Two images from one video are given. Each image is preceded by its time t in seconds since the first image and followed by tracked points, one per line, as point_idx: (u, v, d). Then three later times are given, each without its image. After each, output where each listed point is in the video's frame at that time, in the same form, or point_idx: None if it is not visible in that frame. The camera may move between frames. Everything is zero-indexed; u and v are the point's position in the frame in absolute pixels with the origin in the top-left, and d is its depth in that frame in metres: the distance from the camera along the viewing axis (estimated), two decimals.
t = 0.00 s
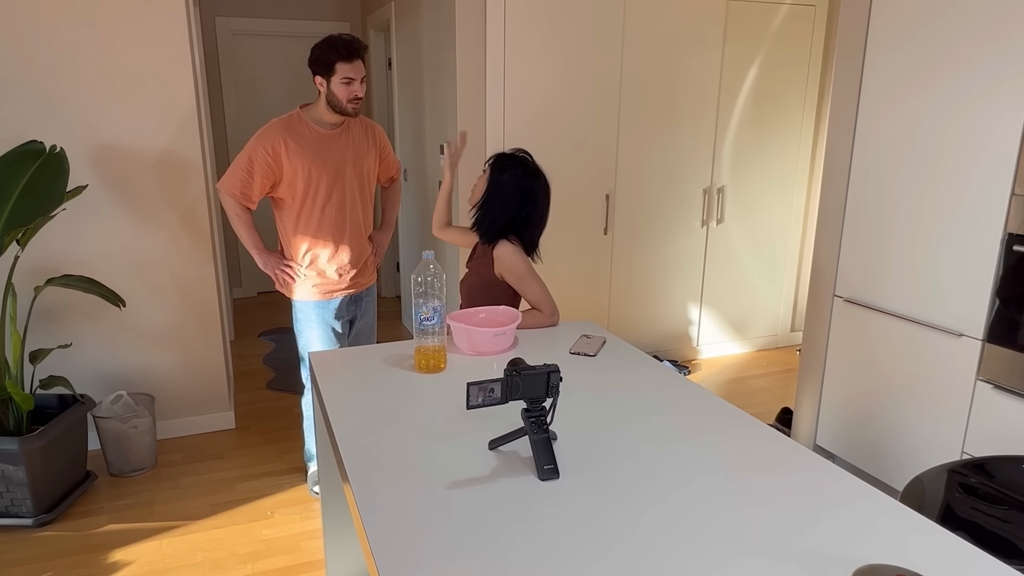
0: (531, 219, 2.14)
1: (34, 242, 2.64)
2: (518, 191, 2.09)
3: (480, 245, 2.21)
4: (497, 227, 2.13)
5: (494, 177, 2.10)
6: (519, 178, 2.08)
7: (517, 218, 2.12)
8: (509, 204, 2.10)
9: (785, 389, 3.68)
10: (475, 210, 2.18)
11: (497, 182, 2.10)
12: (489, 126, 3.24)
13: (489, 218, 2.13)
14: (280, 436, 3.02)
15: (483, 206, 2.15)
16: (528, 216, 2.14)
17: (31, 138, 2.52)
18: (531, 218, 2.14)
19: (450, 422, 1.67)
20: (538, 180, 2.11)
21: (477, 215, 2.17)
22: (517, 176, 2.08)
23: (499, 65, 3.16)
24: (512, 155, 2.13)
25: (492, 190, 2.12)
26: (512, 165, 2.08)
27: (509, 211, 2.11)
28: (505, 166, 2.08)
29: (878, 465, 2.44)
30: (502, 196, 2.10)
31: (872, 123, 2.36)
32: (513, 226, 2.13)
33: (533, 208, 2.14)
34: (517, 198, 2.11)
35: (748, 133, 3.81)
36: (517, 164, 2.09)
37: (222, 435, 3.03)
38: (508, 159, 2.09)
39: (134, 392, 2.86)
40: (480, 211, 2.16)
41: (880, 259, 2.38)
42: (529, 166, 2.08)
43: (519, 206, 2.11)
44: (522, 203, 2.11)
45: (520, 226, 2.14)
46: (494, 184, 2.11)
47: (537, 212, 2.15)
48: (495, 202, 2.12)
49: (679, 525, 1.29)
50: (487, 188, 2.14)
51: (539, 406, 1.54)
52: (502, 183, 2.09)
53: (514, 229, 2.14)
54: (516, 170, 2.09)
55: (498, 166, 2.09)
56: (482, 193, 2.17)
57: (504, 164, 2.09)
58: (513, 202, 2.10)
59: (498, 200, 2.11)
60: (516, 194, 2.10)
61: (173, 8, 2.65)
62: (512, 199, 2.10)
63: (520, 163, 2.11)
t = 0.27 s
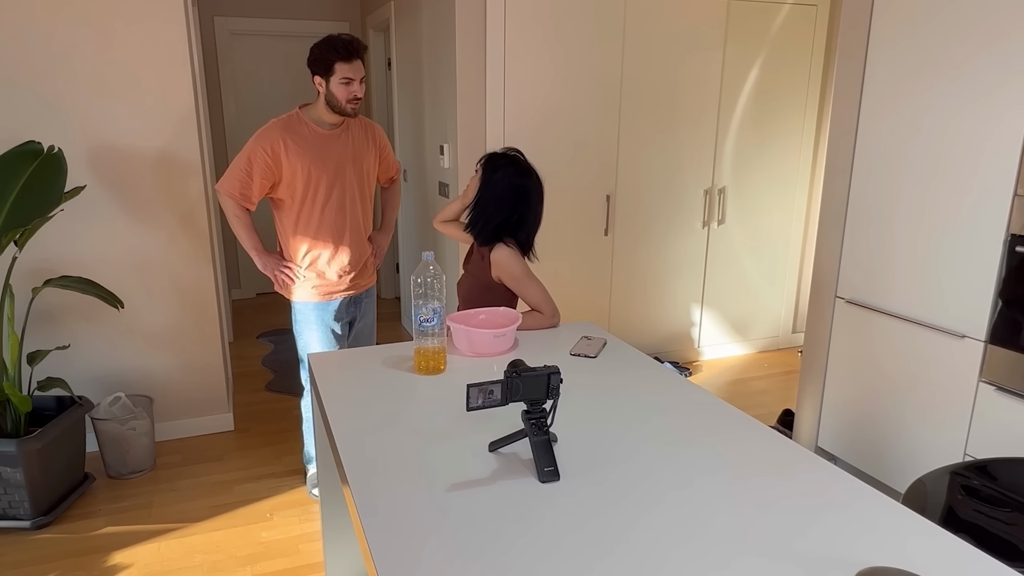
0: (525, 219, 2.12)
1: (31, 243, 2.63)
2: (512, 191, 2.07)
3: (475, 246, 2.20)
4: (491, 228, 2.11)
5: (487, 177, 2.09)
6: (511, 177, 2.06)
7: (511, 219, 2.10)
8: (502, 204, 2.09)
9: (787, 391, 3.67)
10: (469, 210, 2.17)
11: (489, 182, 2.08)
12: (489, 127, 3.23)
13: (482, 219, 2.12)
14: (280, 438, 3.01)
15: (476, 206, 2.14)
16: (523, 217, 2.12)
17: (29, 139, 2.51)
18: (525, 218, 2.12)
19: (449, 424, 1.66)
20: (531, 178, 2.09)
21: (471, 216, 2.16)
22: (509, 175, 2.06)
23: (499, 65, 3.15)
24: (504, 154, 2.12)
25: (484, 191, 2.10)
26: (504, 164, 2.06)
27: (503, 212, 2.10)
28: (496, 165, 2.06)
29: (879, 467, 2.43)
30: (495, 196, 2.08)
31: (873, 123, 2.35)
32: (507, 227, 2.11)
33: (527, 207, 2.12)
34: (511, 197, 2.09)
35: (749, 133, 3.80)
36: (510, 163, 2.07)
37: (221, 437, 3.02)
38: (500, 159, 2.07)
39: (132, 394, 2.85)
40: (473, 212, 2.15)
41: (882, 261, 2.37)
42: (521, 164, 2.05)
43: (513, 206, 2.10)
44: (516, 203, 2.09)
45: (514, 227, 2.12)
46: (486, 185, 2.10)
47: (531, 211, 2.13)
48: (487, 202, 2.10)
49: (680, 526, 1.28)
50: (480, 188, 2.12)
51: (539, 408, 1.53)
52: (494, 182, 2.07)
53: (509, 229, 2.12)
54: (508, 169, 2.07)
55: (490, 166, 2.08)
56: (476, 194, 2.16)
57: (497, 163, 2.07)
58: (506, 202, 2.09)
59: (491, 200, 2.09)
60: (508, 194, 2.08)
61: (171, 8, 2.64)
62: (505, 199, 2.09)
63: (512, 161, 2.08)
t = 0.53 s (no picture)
0: (522, 221, 2.12)
1: (30, 245, 2.62)
2: (509, 193, 2.06)
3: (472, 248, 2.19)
4: (488, 231, 2.10)
5: (483, 177, 2.07)
6: (508, 179, 2.04)
7: (508, 221, 2.10)
8: (499, 206, 2.08)
9: (789, 394, 3.65)
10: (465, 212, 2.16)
11: (486, 183, 2.07)
12: (490, 128, 3.22)
13: (478, 220, 2.11)
14: (280, 441, 3.00)
15: (472, 208, 2.13)
16: (519, 218, 2.11)
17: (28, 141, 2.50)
18: (523, 220, 2.11)
19: (450, 428, 1.65)
20: (529, 180, 2.07)
21: (467, 217, 2.15)
22: (506, 176, 2.04)
23: (500, 66, 3.14)
24: (502, 155, 2.10)
25: (480, 192, 2.09)
26: (502, 165, 2.04)
27: (500, 214, 2.09)
28: (494, 166, 2.05)
29: (882, 471, 2.42)
30: (491, 198, 2.07)
31: (876, 126, 2.34)
32: (504, 229, 2.11)
33: (524, 209, 2.11)
34: (508, 199, 2.07)
35: (751, 135, 3.79)
36: (507, 164, 2.05)
37: (221, 440, 3.01)
38: (497, 160, 2.05)
39: (131, 397, 2.84)
40: (469, 213, 2.14)
41: (884, 264, 2.35)
42: (519, 166, 2.04)
43: (509, 208, 2.09)
44: (512, 205, 2.08)
45: (511, 228, 2.11)
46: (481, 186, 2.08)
47: (528, 212, 2.12)
48: (483, 204, 2.09)
49: (680, 530, 1.27)
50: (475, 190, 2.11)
51: (540, 411, 1.52)
52: (492, 184, 2.05)
53: (506, 231, 2.12)
54: (505, 170, 2.05)
55: (488, 167, 2.06)
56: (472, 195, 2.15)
57: (494, 164, 2.05)
58: (502, 204, 2.07)
59: (487, 202, 2.08)
60: (505, 195, 2.07)
61: (170, 9, 2.63)
62: (502, 201, 2.07)
63: (510, 163, 2.07)
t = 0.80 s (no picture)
0: (524, 218, 2.10)
1: (30, 245, 2.61)
2: (508, 191, 2.04)
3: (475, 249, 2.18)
4: (490, 231, 2.09)
5: (482, 178, 2.06)
6: (506, 176, 2.03)
7: (509, 219, 2.08)
8: (500, 205, 2.06)
9: (792, 395, 3.64)
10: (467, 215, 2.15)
11: (484, 183, 2.06)
12: (492, 128, 3.21)
13: (480, 221, 2.10)
14: (281, 442, 2.99)
15: (474, 209, 2.12)
16: (521, 216, 2.09)
17: (28, 140, 2.50)
18: (524, 218, 2.10)
19: (452, 429, 1.64)
20: (528, 176, 2.05)
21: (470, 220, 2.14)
22: (504, 174, 2.03)
23: (501, 66, 3.13)
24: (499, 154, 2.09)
25: (479, 193, 2.08)
26: (499, 163, 2.03)
27: (500, 213, 2.07)
28: (491, 164, 2.04)
29: (885, 472, 2.41)
30: (491, 198, 2.06)
31: (880, 126, 2.33)
32: (506, 228, 2.09)
33: (525, 206, 2.09)
34: (507, 197, 2.06)
35: (754, 135, 3.78)
36: (504, 162, 2.04)
37: (221, 441, 3.00)
38: (494, 158, 2.04)
39: (131, 398, 2.83)
40: (472, 215, 2.13)
41: (888, 263, 2.35)
42: (516, 163, 2.02)
43: (510, 207, 2.07)
44: (512, 203, 2.06)
45: (513, 227, 2.10)
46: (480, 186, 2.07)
47: (530, 210, 2.10)
48: (484, 205, 2.08)
49: (684, 531, 1.27)
50: (475, 191, 2.10)
51: (542, 412, 1.51)
52: (490, 183, 2.04)
53: (508, 230, 2.10)
54: (503, 168, 2.04)
55: (485, 167, 2.05)
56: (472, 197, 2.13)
57: (491, 164, 2.04)
58: (503, 203, 2.06)
59: (487, 202, 2.07)
60: (505, 194, 2.05)
61: (171, 8, 2.62)
62: (502, 200, 2.06)
63: (508, 160, 2.05)
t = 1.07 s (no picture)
0: (525, 213, 2.09)
1: (32, 243, 2.60)
2: (509, 187, 2.04)
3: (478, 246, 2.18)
4: (493, 228, 2.08)
5: (482, 175, 2.05)
6: (506, 172, 2.02)
7: (511, 215, 2.07)
8: (501, 201, 2.06)
9: (797, 394, 3.63)
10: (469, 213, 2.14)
11: (484, 180, 2.05)
12: (495, 126, 3.20)
13: (483, 219, 2.09)
14: (284, 441, 2.98)
15: (476, 207, 2.11)
16: (523, 210, 2.09)
17: (30, 138, 2.49)
18: (525, 212, 2.09)
19: (458, 428, 1.63)
20: (529, 171, 2.04)
21: (472, 218, 2.13)
22: (505, 170, 2.02)
23: (505, 64, 3.12)
24: (498, 150, 2.07)
25: (480, 190, 2.07)
26: (499, 159, 2.02)
27: (502, 210, 2.07)
28: (492, 162, 2.02)
29: (891, 471, 2.41)
30: (492, 194, 2.05)
31: (886, 123, 2.32)
32: (508, 224, 2.09)
33: (526, 201, 2.08)
34: (508, 193, 2.05)
35: (759, 133, 3.77)
36: (505, 158, 2.03)
37: (224, 440, 2.99)
38: (493, 155, 2.03)
39: (133, 397, 2.82)
40: (473, 213, 2.12)
41: (894, 262, 2.34)
42: (516, 159, 2.01)
43: (511, 202, 2.06)
44: (513, 198, 2.06)
45: (515, 222, 2.09)
46: (481, 184, 2.06)
47: (531, 204, 2.10)
48: (485, 201, 2.07)
49: (690, 529, 1.26)
50: (476, 188, 2.09)
51: (546, 411, 1.50)
52: (492, 180, 2.03)
53: (510, 225, 2.10)
54: (503, 164, 2.02)
55: (485, 164, 2.04)
56: (474, 194, 2.12)
57: (491, 160, 2.03)
58: (504, 198, 2.05)
59: (489, 199, 2.06)
60: (506, 190, 2.05)
61: (173, 6, 2.61)
62: (503, 196, 2.05)
63: (508, 156, 2.04)
